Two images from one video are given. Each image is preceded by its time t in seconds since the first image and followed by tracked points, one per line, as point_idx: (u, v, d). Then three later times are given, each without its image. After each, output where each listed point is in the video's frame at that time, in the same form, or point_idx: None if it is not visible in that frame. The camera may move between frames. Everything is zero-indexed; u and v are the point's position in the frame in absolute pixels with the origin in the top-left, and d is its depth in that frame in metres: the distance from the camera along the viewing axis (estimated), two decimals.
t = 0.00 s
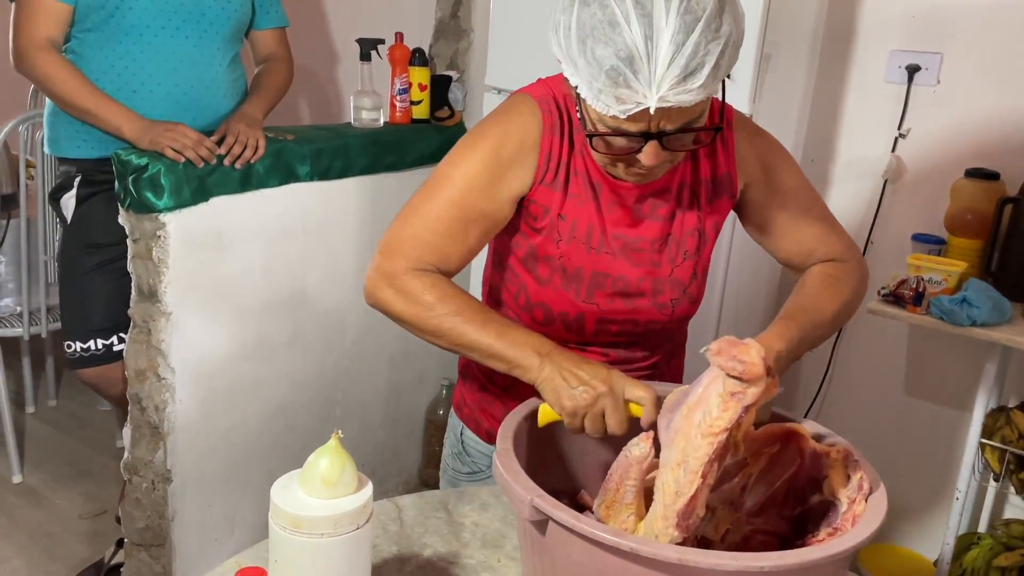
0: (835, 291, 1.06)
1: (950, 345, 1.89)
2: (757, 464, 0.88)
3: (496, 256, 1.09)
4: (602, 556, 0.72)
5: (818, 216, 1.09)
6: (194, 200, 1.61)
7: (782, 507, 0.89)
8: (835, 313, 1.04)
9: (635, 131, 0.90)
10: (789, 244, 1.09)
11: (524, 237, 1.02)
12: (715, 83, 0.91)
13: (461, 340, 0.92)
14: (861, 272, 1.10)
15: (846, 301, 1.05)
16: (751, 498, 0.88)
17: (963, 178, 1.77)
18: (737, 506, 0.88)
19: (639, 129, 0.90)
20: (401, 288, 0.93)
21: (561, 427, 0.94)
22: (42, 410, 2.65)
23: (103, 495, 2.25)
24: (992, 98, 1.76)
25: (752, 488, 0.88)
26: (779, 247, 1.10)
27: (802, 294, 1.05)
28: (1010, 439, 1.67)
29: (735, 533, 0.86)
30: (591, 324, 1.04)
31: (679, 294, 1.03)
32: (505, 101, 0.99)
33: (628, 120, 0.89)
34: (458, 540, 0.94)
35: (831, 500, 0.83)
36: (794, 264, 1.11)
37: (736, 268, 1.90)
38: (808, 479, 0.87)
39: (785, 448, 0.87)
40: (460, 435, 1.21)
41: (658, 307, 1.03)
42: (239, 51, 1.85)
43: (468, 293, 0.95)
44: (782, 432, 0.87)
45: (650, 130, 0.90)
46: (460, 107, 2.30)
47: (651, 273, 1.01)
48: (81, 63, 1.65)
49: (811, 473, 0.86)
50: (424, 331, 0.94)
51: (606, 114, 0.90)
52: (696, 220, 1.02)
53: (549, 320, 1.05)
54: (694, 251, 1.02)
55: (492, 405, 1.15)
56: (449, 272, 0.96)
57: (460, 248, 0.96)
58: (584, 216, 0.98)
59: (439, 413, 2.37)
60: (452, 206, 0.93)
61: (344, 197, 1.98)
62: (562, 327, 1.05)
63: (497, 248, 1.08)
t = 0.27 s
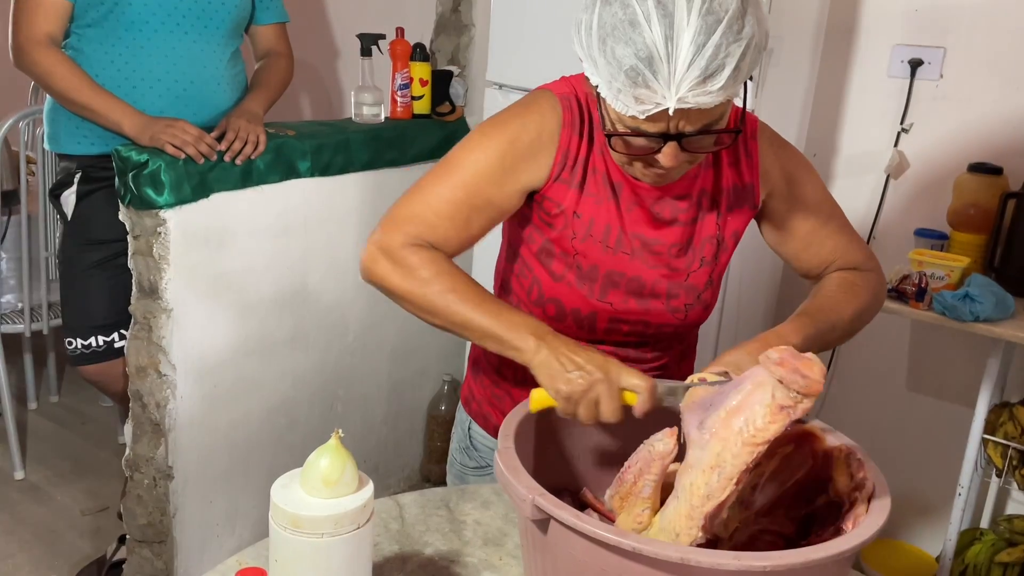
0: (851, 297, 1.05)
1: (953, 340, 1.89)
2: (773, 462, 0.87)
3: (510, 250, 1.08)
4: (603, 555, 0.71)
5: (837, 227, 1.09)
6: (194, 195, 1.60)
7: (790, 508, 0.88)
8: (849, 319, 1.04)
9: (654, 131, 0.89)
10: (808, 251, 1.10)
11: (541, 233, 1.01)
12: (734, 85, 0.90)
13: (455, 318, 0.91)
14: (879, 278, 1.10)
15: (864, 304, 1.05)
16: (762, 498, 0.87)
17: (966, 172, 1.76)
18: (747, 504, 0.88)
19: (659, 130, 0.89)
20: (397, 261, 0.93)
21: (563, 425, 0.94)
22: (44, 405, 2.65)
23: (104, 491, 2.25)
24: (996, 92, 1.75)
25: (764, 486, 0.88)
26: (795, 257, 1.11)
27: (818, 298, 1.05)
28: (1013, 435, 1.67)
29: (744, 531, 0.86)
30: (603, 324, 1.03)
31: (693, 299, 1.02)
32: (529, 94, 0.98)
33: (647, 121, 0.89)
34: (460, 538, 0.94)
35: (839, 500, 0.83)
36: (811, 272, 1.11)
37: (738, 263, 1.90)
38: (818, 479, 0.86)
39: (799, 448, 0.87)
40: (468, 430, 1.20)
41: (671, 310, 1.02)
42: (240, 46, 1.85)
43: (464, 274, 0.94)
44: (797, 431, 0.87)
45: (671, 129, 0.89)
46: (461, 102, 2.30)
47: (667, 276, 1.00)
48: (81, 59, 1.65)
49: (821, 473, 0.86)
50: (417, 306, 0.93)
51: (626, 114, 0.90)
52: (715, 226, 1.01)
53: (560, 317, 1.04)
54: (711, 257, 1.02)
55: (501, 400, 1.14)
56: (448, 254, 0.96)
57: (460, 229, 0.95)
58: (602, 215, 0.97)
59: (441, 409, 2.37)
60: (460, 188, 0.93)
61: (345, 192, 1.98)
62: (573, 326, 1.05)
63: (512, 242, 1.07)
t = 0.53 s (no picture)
0: (866, 300, 1.04)
1: (953, 334, 1.88)
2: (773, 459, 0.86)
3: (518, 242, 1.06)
4: (601, 553, 0.71)
5: (851, 232, 1.08)
6: (191, 190, 1.60)
7: (791, 505, 0.87)
8: (865, 321, 1.02)
9: (660, 127, 0.89)
10: (822, 256, 1.08)
11: (549, 224, 1.00)
12: (741, 82, 0.89)
13: (446, 298, 0.91)
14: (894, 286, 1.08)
15: (876, 309, 1.04)
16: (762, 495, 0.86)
17: (967, 166, 1.75)
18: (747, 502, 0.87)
19: (664, 126, 0.89)
20: (394, 233, 0.92)
21: (562, 421, 0.94)
22: (43, 401, 2.65)
23: (103, 487, 2.24)
24: (997, 85, 1.74)
25: (763, 484, 0.87)
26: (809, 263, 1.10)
27: (831, 301, 1.04)
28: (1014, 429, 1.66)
29: (743, 529, 0.85)
30: (608, 319, 1.02)
31: (700, 299, 1.02)
32: (545, 84, 0.97)
33: (652, 117, 0.88)
34: (458, 535, 0.93)
35: (839, 497, 0.82)
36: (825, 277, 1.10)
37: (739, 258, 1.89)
38: (817, 476, 0.86)
39: (799, 446, 0.86)
40: (471, 423, 1.19)
41: (677, 308, 1.01)
42: (237, 40, 1.84)
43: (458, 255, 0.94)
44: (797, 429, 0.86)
45: (677, 126, 0.88)
46: (460, 96, 2.29)
47: (675, 274, 0.99)
48: (76, 53, 1.64)
49: (821, 470, 0.86)
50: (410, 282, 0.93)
51: (631, 110, 0.89)
52: (724, 229, 1.01)
53: (565, 310, 1.03)
54: (719, 259, 1.02)
55: (504, 391, 1.13)
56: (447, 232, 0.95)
57: (460, 212, 0.94)
58: (612, 208, 0.96)
59: (440, 404, 2.36)
60: (465, 172, 0.92)
61: (344, 187, 1.97)
62: (578, 319, 1.03)
63: (519, 232, 1.06)
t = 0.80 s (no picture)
0: (861, 298, 1.02)
1: (952, 327, 1.88)
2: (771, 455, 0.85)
3: (513, 235, 1.06)
4: (598, 548, 0.70)
5: (847, 229, 1.06)
6: (187, 184, 1.59)
7: (788, 501, 0.87)
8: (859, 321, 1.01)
9: (644, 112, 0.87)
10: (817, 255, 1.06)
11: (543, 217, 1.00)
12: (724, 65, 0.88)
13: (457, 302, 0.89)
14: (890, 282, 1.07)
15: (874, 308, 1.02)
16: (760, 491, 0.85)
17: (966, 158, 1.74)
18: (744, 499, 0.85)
19: (648, 111, 0.87)
20: (402, 242, 0.90)
21: (559, 415, 0.93)
22: (41, 395, 2.64)
23: (101, 482, 2.24)
24: (997, 76, 1.73)
25: (760, 480, 0.85)
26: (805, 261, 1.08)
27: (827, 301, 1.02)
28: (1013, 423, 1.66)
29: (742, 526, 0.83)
30: (602, 312, 1.02)
31: (694, 292, 1.01)
32: (541, 77, 0.97)
33: (636, 102, 0.87)
34: (455, 530, 0.93)
35: (835, 491, 0.83)
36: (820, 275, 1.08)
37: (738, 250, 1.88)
38: (814, 471, 0.86)
39: (796, 442, 0.85)
40: (469, 413, 1.18)
41: (671, 302, 1.01)
42: (233, 32, 1.82)
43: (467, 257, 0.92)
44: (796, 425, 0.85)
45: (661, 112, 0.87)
46: (458, 88, 2.27)
47: (668, 268, 0.98)
48: (71, 46, 1.62)
49: (817, 465, 0.86)
50: (421, 290, 0.91)
51: (615, 96, 0.89)
52: (719, 221, 0.99)
53: (560, 304, 1.03)
54: (714, 251, 1.00)
55: (500, 384, 1.12)
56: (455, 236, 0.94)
57: (468, 211, 0.93)
58: (603, 202, 0.96)
59: (438, 398, 2.36)
60: (469, 169, 0.92)
61: (340, 180, 1.96)
62: (573, 313, 1.03)
63: (515, 227, 1.06)
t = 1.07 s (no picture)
0: (851, 302, 1.02)
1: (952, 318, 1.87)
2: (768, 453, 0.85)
3: (507, 225, 1.05)
4: (596, 544, 0.70)
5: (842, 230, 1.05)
6: (181, 176, 1.58)
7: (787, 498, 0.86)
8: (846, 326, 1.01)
9: (636, 100, 0.86)
10: (811, 257, 1.06)
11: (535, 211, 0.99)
12: (717, 53, 0.86)
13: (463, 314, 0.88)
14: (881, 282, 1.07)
15: (869, 308, 1.03)
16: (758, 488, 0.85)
17: (966, 149, 1.73)
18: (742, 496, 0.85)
19: (640, 99, 0.86)
20: (403, 256, 0.90)
21: (555, 409, 0.92)
22: (36, 389, 2.64)
23: (98, 476, 2.23)
24: (996, 66, 1.72)
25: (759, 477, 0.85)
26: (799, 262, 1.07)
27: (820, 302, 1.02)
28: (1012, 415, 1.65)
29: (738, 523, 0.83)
30: (594, 306, 1.01)
31: (687, 288, 1.00)
32: (531, 74, 0.96)
33: (627, 89, 0.86)
34: (451, 525, 0.92)
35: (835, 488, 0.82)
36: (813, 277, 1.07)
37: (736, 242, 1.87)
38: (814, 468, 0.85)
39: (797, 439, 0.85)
40: (461, 405, 1.17)
41: (663, 297, 1.00)
42: (227, 23, 1.81)
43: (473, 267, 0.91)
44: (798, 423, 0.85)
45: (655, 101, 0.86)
46: (454, 80, 2.26)
47: (661, 264, 0.98)
48: (63, 37, 1.61)
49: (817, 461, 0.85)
50: (428, 305, 0.90)
51: (607, 82, 0.87)
52: (713, 218, 0.99)
53: (552, 297, 1.02)
54: (707, 248, 1.00)
55: (494, 376, 1.11)
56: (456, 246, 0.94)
57: (467, 217, 0.93)
58: (597, 197, 0.95)
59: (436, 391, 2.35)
60: (464, 174, 0.91)
61: (337, 172, 1.95)
62: (564, 307, 1.02)
63: (509, 217, 1.05)
